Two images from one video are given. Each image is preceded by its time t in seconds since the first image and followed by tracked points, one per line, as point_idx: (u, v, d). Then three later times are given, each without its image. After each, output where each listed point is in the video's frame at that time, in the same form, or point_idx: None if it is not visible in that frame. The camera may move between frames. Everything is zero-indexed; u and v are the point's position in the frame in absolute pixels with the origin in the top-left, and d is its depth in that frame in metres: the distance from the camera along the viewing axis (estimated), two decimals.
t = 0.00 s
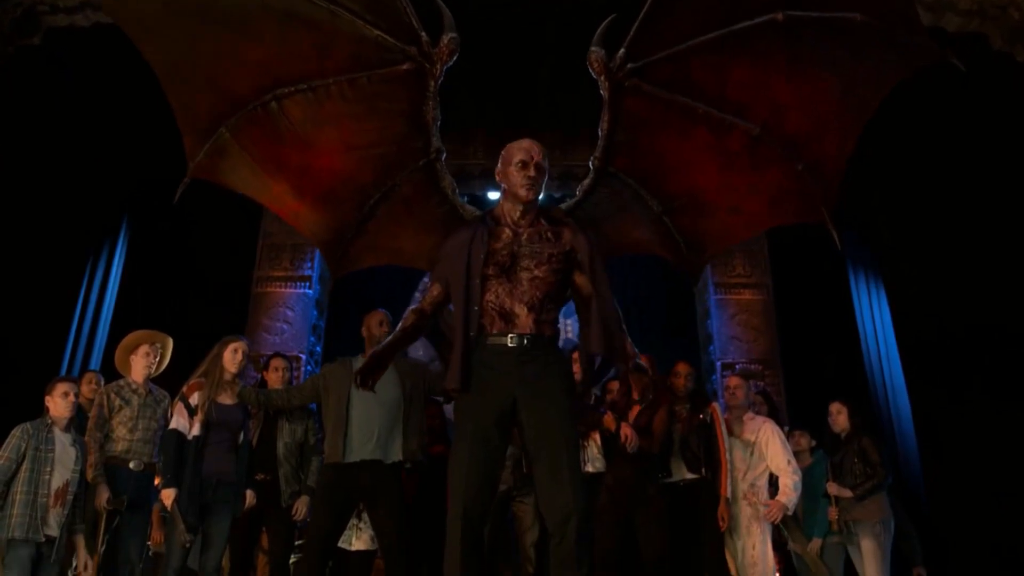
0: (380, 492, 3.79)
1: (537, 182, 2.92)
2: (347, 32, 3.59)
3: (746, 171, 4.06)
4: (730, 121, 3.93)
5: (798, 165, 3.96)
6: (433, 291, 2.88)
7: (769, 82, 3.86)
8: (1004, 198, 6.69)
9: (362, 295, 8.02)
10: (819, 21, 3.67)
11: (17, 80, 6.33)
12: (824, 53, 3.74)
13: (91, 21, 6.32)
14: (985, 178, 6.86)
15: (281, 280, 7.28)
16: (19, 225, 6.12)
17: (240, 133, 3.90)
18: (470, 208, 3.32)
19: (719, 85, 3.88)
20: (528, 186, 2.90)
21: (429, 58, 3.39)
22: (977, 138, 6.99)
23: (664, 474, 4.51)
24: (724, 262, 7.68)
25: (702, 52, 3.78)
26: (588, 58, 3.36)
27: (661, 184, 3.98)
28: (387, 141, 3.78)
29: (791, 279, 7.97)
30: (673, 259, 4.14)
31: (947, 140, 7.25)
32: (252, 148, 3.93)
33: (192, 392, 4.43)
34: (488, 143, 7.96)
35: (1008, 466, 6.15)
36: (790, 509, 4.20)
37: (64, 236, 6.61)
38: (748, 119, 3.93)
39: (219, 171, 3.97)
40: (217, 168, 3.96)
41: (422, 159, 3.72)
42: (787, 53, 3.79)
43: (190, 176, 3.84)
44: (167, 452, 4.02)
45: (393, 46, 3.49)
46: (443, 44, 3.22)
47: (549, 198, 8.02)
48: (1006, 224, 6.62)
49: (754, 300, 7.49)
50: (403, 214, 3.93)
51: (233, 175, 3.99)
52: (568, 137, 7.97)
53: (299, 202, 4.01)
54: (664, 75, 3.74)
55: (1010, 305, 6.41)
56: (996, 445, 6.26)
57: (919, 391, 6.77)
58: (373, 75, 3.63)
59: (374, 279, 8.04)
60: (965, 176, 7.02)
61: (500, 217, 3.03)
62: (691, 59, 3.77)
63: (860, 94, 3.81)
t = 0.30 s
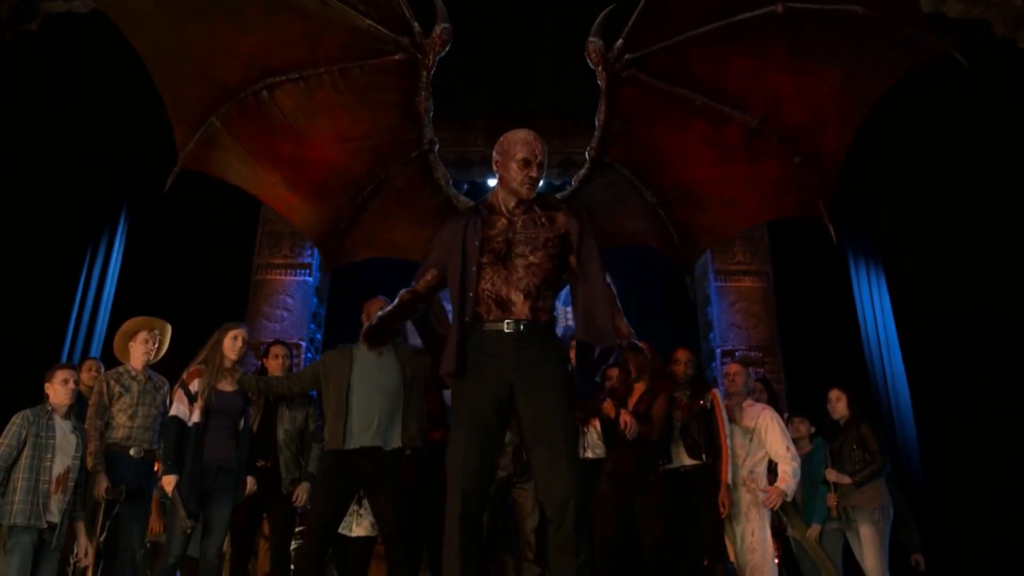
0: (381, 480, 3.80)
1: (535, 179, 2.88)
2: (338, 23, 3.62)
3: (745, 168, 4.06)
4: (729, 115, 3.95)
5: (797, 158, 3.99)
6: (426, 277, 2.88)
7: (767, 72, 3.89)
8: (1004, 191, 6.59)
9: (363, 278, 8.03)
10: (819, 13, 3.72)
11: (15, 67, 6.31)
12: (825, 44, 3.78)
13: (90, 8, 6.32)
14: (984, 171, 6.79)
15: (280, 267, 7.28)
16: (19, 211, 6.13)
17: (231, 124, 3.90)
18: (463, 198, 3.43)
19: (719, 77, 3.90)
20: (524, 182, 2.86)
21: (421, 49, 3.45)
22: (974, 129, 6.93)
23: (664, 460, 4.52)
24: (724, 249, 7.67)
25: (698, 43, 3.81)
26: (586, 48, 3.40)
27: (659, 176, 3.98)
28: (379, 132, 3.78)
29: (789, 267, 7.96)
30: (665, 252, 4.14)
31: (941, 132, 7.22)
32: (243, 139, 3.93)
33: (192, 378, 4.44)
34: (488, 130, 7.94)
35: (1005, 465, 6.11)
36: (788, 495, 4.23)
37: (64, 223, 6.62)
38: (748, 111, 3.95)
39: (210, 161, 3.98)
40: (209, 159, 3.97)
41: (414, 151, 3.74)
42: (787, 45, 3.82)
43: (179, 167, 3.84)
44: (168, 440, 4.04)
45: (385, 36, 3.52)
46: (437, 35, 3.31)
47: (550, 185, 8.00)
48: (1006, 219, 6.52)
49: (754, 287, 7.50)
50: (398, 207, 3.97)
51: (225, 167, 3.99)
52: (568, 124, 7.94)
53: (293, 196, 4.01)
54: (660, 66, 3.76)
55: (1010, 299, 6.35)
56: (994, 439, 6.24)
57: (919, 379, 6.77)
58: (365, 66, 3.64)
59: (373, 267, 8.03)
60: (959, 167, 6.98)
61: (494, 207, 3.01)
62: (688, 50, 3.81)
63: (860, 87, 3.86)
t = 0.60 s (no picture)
0: (382, 468, 3.81)
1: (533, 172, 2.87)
2: (336, 10, 3.73)
3: (744, 156, 4.25)
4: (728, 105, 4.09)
5: (796, 149, 4.13)
6: (425, 258, 2.85)
7: (766, 62, 3.95)
8: (1005, 179, 6.47)
9: (363, 264, 8.01)
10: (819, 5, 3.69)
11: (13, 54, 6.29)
12: (826, 33, 3.77)
13: None
14: (984, 155, 6.66)
15: (280, 255, 7.27)
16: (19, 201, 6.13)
17: (223, 110, 4.07)
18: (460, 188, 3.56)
19: (718, 68, 4.00)
20: (523, 175, 2.84)
21: (417, 36, 3.62)
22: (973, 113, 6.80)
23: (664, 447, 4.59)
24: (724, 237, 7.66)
25: (698, 35, 3.90)
26: (585, 40, 3.58)
27: (658, 170, 4.30)
28: (373, 121, 4.07)
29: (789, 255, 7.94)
30: (663, 244, 4.50)
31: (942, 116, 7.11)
32: (236, 125, 4.13)
33: (192, 366, 4.44)
34: (488, 118, 7.92)
35: (1005, 454, 6.08)
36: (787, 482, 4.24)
37: (63, 212, 6.62)
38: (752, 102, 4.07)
39: (201, 144, 4.17)
40: (201, 143, 4.17)
41: (409, 141, 4.06)
42: (788, 34, 3.83)
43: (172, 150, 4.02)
44: (168, 428, 4.04)
45: (380, 23, 3.67)
46: (433, 23, 3.47)
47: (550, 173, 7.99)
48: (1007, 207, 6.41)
49: (754, 276, 7.50)
50: (392, 194, 4.32)
51: (217, 149, 4.22)
52: (567, 113, 7.92)
53: (288, 181, 4.33)
54: (657, 57, 3.92)
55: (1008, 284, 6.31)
56: (994, 424, 6.23)
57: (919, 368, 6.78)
58: (359, 53, 3.83)
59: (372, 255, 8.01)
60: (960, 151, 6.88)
61: (493, 194, 2.99)
62: (686, 41, 3.91)
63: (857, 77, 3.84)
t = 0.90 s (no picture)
0: (382, 458, 3.81)
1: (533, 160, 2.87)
2: None
3: (742, 152, 4.22)
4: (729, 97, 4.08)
5: (797, 139, 4.11)
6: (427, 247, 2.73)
7: (763, 53, 3.97)
8: (1004, 173, 6.42)
9: (363, 253, 8.01)
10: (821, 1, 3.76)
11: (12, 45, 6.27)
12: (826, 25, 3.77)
13: None
14: (984, 153, 6.61)
15: (280, 245, 7.26)
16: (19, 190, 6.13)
17: (218, 97, 4.08)
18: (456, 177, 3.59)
19: (718, 58, 3.99)
20: (523, 164, 2.85)
21: (414, 24, 3.65)
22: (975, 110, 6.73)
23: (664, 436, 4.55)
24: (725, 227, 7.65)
25: (697, 25, 3.90)
26: (583, 32, 3.56)
27: (657, 160, 4.20)
28: (371, 109, 4.06)
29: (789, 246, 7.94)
30: (662, 238, 4.33)
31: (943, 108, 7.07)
32: (231, 113, 4.13)
33: (192, 355, 4.44)
34: (488, 108, 7.90)
35: (1005, 455, 6.14)
36: (786, 471, 4.27)
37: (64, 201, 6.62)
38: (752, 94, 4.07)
39: (194, 130, 4.16)
40: (193, 129, 4.15)
41: (406, 129, 4.03)
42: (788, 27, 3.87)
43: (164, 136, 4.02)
44: (168, 416, 4.04)
45: (379, 11, 3.67)
46: (431, 12, 3.49)
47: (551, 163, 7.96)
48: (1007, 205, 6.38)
49: (754, 265, 7.49)
50: (386, 181, 4.26)
51: (209, 136, 4.19)
52: (568, 102, 7.89)
53: (281, 170, 4.29)
54: (655, 49, 3.90)
55: (1009, 286, 6.32)
56: (994, 423, 6.29)
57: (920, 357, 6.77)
58: (356, 39, 3.83)
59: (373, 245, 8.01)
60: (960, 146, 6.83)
61: (493, 181, 2.97)
62: (685, 32, 3.90)
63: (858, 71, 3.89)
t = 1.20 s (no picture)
0: (382, 448, 3.81)
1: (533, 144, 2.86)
2: None
3: (743, 132, 4.22)
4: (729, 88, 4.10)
5: (801, 128, 4.11)
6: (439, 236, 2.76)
7: (767, 39, 3.91)
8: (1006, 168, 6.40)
9: (364, 242, 8.01)
10: None
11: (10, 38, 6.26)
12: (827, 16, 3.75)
13: None
14: (986, 148, 6.59)
15: (280, 235, 7.25)
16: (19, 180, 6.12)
17: (212, 81, 4.08)
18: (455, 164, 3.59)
19: (718, 47, 3.99)
20: (522, 149, 2.84)
21: (413, 12, 3.69)
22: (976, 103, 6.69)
23: (664, 426, 4.54)
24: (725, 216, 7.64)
25: (698, 15, 3.89)
26: (584, 22, 3.70)
27: (657, 151, 4.28)
28: (368, 95, 4.06)
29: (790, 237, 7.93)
30: (659, 229, 4.41)
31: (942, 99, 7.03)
32: (226, 98, 4.15)
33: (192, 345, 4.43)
34: (488, 97, 7.87)
35: (1005, 455, 6.22)
36: (785, 461, 4.27)
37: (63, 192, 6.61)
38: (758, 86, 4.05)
39: (189, 115, 4.16)
40: (186, 111, 4.14)
41: (404, 117, 4.03)
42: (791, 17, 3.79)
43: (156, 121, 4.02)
44: (168, 406, 4.03)
45: None
46: None
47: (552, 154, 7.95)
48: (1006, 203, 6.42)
49: (754, 255, 7.48)
50: (386, 169, 4.26)
51: (205, 120, 4.21)
52: (568, 93, 7.86)
53: (278, 156, 4.35)
54: (654, 38, 3.95)
55: (1009, 284, 6.45)
56: (994, 423, 6.35)
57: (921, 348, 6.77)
58: (353, 25, 3.81)
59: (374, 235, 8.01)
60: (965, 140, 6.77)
61: (494, 169, 2.96)
62: (684, 21, 3.91)
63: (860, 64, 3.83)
